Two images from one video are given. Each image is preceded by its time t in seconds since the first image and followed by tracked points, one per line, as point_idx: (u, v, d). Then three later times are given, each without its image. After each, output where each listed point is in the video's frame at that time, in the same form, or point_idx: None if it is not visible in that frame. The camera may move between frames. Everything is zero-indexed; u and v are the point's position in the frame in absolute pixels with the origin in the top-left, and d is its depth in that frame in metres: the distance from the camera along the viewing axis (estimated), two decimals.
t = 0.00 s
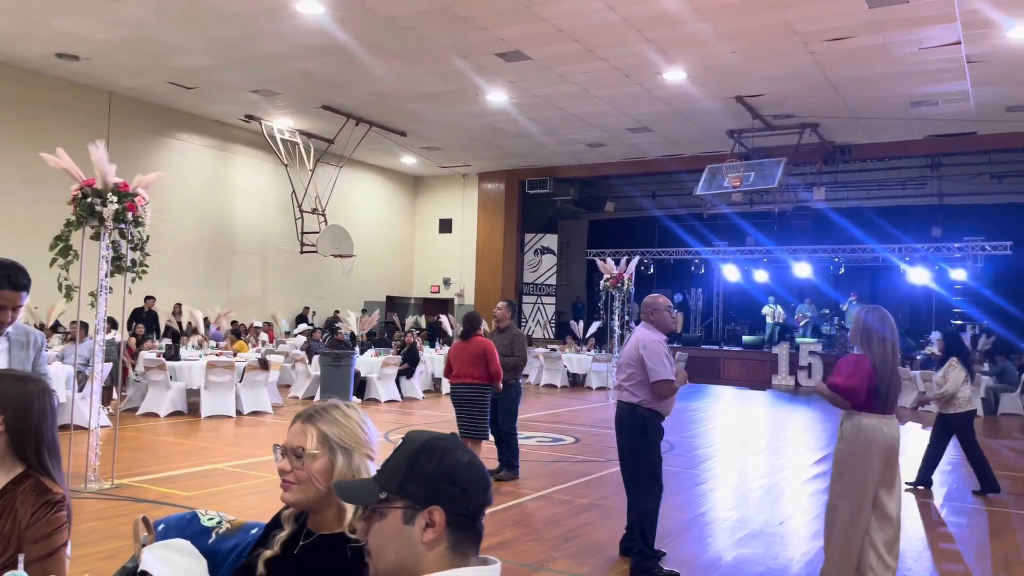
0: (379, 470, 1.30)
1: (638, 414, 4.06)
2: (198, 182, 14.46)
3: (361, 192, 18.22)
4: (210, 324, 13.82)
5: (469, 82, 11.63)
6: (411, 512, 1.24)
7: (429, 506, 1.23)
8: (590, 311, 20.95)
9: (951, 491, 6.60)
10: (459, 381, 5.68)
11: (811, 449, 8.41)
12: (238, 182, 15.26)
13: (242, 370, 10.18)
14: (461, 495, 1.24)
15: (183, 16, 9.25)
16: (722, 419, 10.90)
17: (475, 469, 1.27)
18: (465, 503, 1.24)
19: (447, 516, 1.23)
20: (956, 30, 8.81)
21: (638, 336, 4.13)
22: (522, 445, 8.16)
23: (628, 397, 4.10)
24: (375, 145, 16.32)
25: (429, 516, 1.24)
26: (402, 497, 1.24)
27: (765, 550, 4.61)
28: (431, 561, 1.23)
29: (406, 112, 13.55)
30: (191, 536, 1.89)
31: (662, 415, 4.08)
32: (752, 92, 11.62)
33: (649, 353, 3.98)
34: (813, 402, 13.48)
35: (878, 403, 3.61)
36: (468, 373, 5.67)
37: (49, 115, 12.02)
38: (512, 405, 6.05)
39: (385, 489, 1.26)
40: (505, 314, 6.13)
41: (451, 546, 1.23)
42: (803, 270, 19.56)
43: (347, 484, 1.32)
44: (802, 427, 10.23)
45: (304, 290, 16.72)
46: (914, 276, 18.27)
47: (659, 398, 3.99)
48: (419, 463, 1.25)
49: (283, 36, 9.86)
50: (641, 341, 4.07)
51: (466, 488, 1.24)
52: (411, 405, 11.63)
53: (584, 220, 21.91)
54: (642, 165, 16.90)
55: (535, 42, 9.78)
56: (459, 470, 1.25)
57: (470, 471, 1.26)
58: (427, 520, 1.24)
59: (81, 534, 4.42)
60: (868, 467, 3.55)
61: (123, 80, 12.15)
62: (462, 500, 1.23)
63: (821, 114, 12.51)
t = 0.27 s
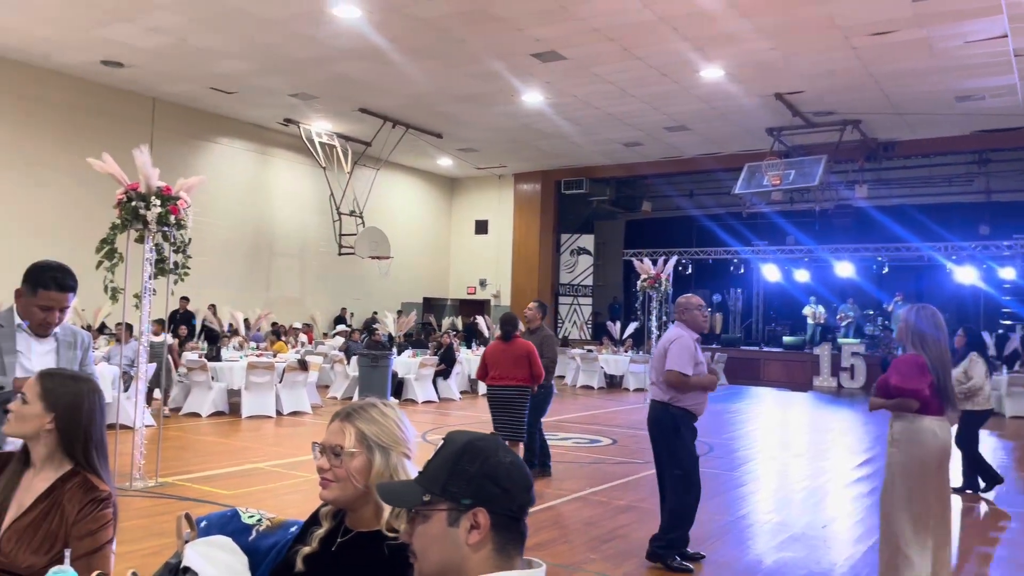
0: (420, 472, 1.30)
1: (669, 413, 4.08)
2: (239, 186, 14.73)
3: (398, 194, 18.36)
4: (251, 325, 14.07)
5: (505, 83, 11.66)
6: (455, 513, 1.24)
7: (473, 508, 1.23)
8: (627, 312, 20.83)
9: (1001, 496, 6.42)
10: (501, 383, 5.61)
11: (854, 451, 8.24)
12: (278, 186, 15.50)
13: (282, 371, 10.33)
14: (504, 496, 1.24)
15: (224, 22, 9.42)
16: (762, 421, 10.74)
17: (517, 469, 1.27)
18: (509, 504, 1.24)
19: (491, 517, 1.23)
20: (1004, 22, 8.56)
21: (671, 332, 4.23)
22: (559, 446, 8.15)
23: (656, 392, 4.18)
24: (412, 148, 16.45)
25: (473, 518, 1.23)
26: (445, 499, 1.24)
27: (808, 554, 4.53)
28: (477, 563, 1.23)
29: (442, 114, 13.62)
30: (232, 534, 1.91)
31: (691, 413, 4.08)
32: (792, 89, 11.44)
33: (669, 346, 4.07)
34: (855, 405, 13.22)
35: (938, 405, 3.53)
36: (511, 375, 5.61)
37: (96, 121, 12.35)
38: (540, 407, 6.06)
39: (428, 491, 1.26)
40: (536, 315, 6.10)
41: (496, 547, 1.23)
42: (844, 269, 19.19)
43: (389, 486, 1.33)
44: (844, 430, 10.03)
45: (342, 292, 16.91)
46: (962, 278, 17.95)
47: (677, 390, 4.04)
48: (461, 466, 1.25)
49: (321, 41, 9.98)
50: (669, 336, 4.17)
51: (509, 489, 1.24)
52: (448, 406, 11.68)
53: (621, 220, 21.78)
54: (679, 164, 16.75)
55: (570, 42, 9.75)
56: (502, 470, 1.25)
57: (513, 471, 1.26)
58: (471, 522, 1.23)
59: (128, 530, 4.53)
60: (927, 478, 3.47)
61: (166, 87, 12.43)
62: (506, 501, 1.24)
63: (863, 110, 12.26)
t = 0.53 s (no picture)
0: (457, 476, 1.31)
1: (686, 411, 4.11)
2: (278, 190, 14.97)
3: (433, 197, 18.48)
4: (289, 328, 14.28)
5: (539, 85, 11.66)
6: (491, 521, 1.25)
7: (508, 516, 1.24)
8: (662, 314, 20.68)
9: None
10: (540, 383, 5.58)
11: (896, 455, 8.07)
12: (315, 190, 15.71)
13: (320, 373, 10.46)
14: (539, 502, 1.24)
15: (262, 30, 9.58)
16: (802, 423, 10.58)
17: (553, 473, 1.27)
18: (545, 510, 1.24)
19: (527, 525, 1.24)
20: None
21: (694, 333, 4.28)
22: (594, 449, 8.13)
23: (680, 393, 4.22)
24: (447, 151, 16.55)
25: (509, 526, 1.24)
26: (481, 506, 1.25)
27: (849, 558, 4.45)
28: (514, 568, 1.25)
29: (476, 117, 13.68)
30: (271, 532, 1.96)
31: (708, 411, 4.08)
32: (830, 88, 11.26)
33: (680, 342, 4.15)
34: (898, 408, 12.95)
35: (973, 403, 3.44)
36: (550, 375, 5.58)
37: (139, 129, 12.64)
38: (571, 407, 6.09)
39: (464, 497, 1.27)
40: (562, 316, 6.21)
41: (534, 552, 1.24)
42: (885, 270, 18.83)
43: (428, 489, 1.34)
44: (887, 433, 9.83)
45: (378, 295, 17.06)
46: (1007, 278, 17.53)
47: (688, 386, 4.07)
48: (496, 472, 1.26)
49: (356, 46, 10.10)
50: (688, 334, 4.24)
51: (545, 496, 1.25)
52: (483, 408, 11.71)
53: (656, 222, 21.63)
54: (715, 164, 16.58)
55: (604, 43, 9.72)
56: (537, 476, 1.25)
57: (548, 477, 1.26)
58: (507, 529, 1.24)
59: (170, 529, 4.62)
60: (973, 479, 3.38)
61: (206, 94, 12.68)
62: (542, 508, 1.24)
63: (904, 108, 12.01)
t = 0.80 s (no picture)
0: (491, 477, 1.32)
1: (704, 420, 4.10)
2: (315, 195, 15.18)
3: (468, 201, 18.56)
4: (327, 331, 14.47)
5: (573, 88, 11.65)
6: (523, 524, 1.25)
7: (539, 520, 1.24)
8: (699, 317, 20.48)
9: None
10: (575, 389, 5.56)
11: (941, 460, 7.88)
12: (352, 195, 15.89)
13: (357, 375, 10.58)
14: (568, 508, 1.24)
15: (299, 38, 9.73)
16: (843, 427, 10.39)
17: (587, 477, 1.27)
18: (576, 516, 1.24)
19: (558, 531, 1.24)
20: None
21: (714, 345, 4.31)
22: (630, 452, 8.08)
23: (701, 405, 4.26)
24: (482, 155, 16.62)
25: (540, 530, 1.25)
26: (512, 509, 1.26)
27: (893, 564, 4.35)
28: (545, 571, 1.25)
29: (510, 121, 13.71)
30: (308, 531, 1.99)
31: (718, 419, 4.07)
32: (870, 86, 11.06)
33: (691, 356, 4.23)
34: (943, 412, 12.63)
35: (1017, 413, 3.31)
36: (585, 380, 5.56)
37: (181, 136, 12.93)
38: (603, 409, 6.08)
39: (497, 498, 1.28)
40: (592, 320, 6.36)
41: (565, 556, 1.24)
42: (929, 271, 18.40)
43: (462, 487, 1.35)
44: (931, 437, 9.60)
45: (414, 298, 17.18)
46: None
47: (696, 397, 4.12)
48: (527, 475, 1.26)
49: (392, 52, 10.20)
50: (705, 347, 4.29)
51: (575, 501, 1.24)
52: (519, 411, 11.72)
53: (693, 224, 21.43)
54: (752, 165, 16.38)
55: (639, 45, 9.68)
56: (568, 480, 1.25)
57: (579, 480, 1.25)
58: (538, 533, 1.25)
59: (212, 528, 4.72)
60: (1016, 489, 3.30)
61: (246, 102, 12.92)
62: (573, 513, 1.24)
63: (948, 106, 11.74)
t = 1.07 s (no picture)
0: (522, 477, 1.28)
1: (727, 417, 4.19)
2: (352, 201, 15.35)
3: (503, 206, 18.60)
4: (363, 336, 14.62)
5: (607, 91, 11.61)
6: (537, 528, 1.21)
7: (550, 527, 1.19)
8: (736, 321, 20.24)
9: None
10: (607, 390, 5.52)
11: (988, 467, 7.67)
12: (388, 200, 16.04)
13: (393, 379, 10.67)
14: (578, 518, 1.17)
15: (335, 45, 9.85)
16: (885, 433, 10.17)
17: (605, 487, 1.18)
18: (584, 528, 1.16)
19: (567, 541, 1.18)
20: None
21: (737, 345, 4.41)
22: (665, 456, 8.02)
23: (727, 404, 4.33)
24: (516, 160, 16.66)
25: (551, 537, 1.19)
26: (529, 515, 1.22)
27: (937, 572, 4.25)
28: None
29: (545, 125, 13.72)
30: (343, 531, 2.01)
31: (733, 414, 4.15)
32: (912, 86, 10.84)
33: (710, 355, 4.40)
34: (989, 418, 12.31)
35: None
36: (616, 381, 5.53)
37: (221, 144, 13.19)
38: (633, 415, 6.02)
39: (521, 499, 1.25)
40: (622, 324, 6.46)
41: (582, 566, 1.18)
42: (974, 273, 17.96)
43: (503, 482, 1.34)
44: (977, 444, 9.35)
45: (449, 303, 17.27)
46: None
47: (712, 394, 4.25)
48: (544, 481, 1.21)
49: (426, 59, 10.29)
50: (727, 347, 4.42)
51: (585, 511, 1.16)
52: (554, 415, 11.71)
53: (729, 227, 21.20)
54: (790, 167, 16.16)
55: (673, 47, 9.62)
56: (581, 490, 1.17)
57: (591, 490, 1.17)
58: (550, 540, 1.19)
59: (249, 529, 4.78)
60: None
61: (284, 109, 13.12)
62: (582, 523, 1.16)
63: (993, 104, 11.46)
